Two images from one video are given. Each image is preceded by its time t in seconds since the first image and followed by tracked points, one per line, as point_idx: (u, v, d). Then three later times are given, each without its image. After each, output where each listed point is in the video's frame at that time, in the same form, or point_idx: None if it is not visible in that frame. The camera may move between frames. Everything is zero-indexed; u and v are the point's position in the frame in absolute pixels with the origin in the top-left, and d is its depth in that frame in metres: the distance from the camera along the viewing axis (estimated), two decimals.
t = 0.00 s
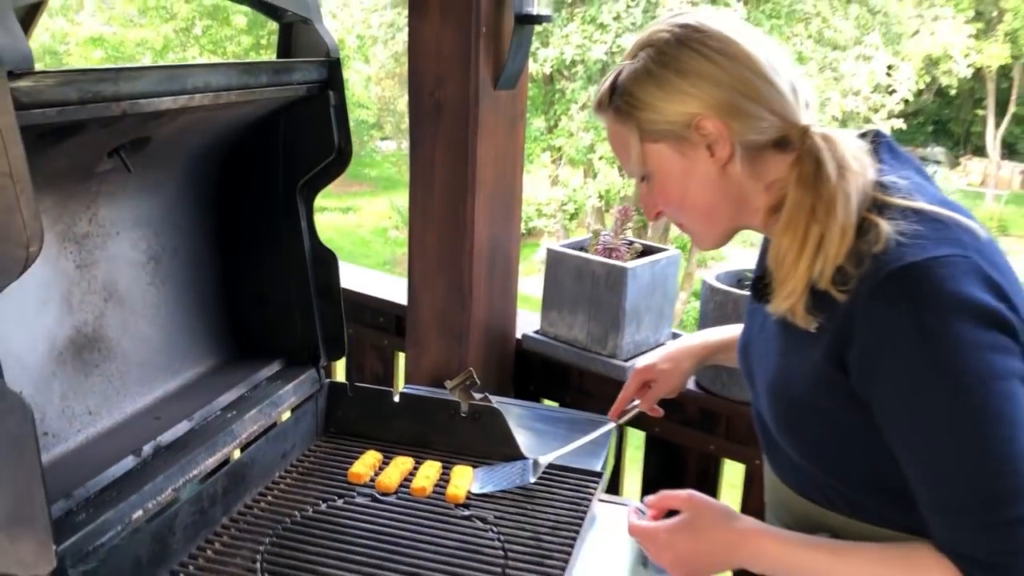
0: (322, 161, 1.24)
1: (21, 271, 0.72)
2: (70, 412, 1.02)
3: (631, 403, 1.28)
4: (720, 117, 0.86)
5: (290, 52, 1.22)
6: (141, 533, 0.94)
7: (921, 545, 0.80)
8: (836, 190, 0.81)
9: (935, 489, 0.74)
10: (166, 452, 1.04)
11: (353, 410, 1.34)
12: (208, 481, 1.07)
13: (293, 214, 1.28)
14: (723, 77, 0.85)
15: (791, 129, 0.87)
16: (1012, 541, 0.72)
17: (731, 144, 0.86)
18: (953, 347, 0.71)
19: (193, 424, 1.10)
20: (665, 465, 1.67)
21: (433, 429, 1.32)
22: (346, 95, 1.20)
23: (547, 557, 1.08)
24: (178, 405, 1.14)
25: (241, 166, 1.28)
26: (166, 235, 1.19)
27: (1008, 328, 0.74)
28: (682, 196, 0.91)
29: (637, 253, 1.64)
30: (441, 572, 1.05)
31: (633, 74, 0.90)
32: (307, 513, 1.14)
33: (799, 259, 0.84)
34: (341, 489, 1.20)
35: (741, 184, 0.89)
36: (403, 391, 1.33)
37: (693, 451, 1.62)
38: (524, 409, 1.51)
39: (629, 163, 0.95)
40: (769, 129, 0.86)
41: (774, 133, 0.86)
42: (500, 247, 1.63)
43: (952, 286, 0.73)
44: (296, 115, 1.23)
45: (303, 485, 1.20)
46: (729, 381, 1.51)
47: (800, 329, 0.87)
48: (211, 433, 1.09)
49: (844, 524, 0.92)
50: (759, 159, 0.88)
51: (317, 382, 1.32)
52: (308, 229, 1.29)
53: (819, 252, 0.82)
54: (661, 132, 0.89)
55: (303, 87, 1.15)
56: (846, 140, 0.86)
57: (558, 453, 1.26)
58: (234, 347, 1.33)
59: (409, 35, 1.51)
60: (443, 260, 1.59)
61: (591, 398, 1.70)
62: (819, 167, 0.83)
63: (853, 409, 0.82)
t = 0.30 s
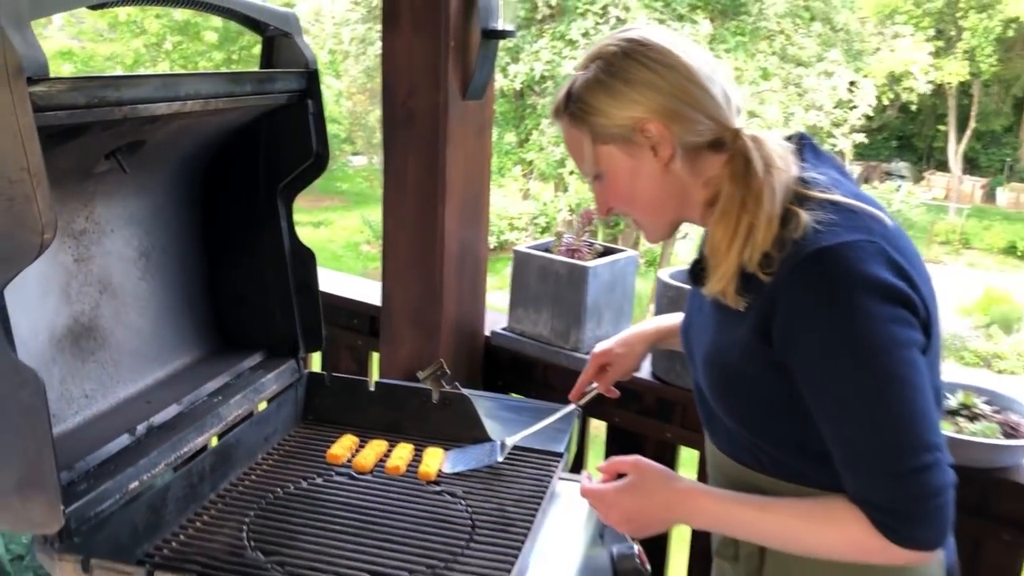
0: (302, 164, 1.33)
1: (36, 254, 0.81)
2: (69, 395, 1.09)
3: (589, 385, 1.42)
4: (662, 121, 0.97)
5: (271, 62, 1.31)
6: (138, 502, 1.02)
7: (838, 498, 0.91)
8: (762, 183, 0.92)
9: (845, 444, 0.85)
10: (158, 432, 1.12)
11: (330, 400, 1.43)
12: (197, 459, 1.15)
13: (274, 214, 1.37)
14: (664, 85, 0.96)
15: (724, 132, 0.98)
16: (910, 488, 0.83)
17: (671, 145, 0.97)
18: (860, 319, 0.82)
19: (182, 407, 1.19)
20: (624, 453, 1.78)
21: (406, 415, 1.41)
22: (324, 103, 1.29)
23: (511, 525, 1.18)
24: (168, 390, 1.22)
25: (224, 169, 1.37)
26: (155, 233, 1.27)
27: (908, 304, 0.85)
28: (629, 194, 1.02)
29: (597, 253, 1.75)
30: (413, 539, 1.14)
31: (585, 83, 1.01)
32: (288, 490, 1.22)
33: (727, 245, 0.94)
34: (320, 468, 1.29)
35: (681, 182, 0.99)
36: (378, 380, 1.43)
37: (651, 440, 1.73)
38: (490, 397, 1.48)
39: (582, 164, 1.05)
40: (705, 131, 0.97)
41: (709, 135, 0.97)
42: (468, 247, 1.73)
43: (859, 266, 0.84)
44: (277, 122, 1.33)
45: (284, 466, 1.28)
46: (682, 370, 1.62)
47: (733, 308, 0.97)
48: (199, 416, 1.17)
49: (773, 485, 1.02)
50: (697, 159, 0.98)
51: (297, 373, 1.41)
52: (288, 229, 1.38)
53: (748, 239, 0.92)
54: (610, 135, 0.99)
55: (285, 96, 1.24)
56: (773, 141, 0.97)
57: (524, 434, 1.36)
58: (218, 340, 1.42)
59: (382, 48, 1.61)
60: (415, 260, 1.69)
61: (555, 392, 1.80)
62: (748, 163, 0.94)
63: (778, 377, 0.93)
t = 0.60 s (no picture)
0: (281, 167, 1.40)
1: (42, 248, 0.87)
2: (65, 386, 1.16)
3: (559, 371, 1.51)
4: (615, 119, 1.05)
5: (250, 68, 1.39)
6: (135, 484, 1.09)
7: (781, 462, 0.98)
8: (707, 173, 1.01)
9: (784, 406, 0.93)
10: (151, 419, 1.18)
11: (313, 390, 1.51)
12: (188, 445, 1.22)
13: (255, 214, 1.44)
14: (616, 87, 1.05)
15: (672, 128, 1.06)
16: (845, 446, 0.91)
17: (624, 141, 1.05)
18: (794, 291, 0.91)
19: (172, 397, 1.25)
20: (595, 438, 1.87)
21: (385, 403, 1.49)
22: (302, 108, 1.36)
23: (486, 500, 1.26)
24: (158, 382, 1.29)
25: (208, 173, 1.44)
26: (144, 234, 1.34)
27: (838, 277, 0.94)
28: (588, 187, 1.10)
29: (565, 248, 1.84)
30: (395, 514, 1.22)
31: (545, 86, 1.09)
32: (275, 473, 1.30)
33: (676, 231, 1.03)
34: (305, 453, 1.37)
35: (635, 175, 1.08)
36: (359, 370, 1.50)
37: (619, 425, 1.82)
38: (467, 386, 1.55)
39: (545, 160, 1.14)
40: (655, 128, 1.06)
41: (659, 131, 1.06)
42: (442, 245, 1.80)
43: (793, 245, 0.94)
44: (258, 127, 1.40)
45: (270, 452, 1.36)
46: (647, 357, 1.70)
47: (683, 289, 1.06)
48: (189, 405, 1.24)
49: (722, 449, 1.12)
50: (648, 154, 1.07)
51: (280, 365, 1.48)
52: (269, 227, 1.45)
53: (695, 224, 1.01)
54: (569, 133, 1.08)
55: (265, 101, 1.31)
56: (717, 135, 1.06)
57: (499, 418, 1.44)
58: (204, 335, 1.49)
59: (355, 55, 1.69)
60: (390, 257, 1.76)
61: (527, 381, 1.89)
62: (694, 155, 1.03)
63: (724, 350, 1.02)
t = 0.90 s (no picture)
0: (269, 167, 1.45)
1: (50, 243, 0.92)
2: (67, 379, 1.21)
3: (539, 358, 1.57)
4: (588, 113, 1.12)
5: (239, 71, 1.44)
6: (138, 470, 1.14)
7: (753, 431, 1.03)
8: (676, 162, 1.07)
9: (753, 378, 0.99)
10: (152, 410, 1.23)
11: (306, 382, 1.56)
12: (188, 434, 1.27)
13: (246, 212, 1.49)
14: (589, 82, 1.11)
15: (643, 120, 1.12)
16: (811, 413, 0.96)
17: (597, 133, 1.12)
18: (759, 268, 0.97)
19: (171, 389, 1.30)
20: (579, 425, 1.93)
21: (375, 392, 1.55)
22: (289, 109, 1.41)
23: (474, 479, 1.32)
24: (156, 375, 1.34)
25: (199, 173, 1.49)
26: (139, 235, 1.39)
27: (801, 255, 1.00)
28: (565, 178, 1.17)
29: (545, 242, 1.90)
30: (387, 494, 1.27)
31: (521, 84, 1.16)
32: (272, 460, 1.35)
33: (648, 217, 1.09)
34: (300, 441, 1.42)
35: (608, 165, 1.14)
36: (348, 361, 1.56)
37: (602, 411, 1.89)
38: (456, 380, 1.64)
39: (524, 154, 1.20)
40: (626, 120, 1.12)
41: (630, 123, 1.12)
42: (426, 242, 1.86)
43: (758, 226, 1.00)
44: (247, 128, 1.45)
45: (265, 441, 1.41)
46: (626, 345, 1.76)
47: (656, 271, 1.12)
48: (187, 396, 1.29)
49: (696, 423, 1.18)
50: (621, 145, 1.13)
51: (272, 359, 1.53)
52: (260, 225, 1.50)
53: (666, 210, 1.07)
54: (545, 127, 1.14)
55: (254, 103, 1.36)
56: (685, 125, 1.12)
57: (485, 404, 1.50)
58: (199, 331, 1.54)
59: (339, 58, 1.74)
60: (376, 254, 1.82)
61: (511, 373, 1.95)
62: (664, 145, 1.09)
63: (697, 327, 1.09)
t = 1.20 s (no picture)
0: (260, 165, 1.48)
1: (52, 237, 0.94)
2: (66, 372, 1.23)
3: (527, 349, 1.60)
4: (576, 105, 1.15)
5: (229, 70, 1.46)
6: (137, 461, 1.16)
7: (739, 411, 1.07)
8: (661, 152, 1.11)
9: (739, 359, 1.02)
10: (149, 403, 1.26)
11: (299, 376, 1.59)
12: (185, 427, 1.30)
13: (238, 210, 1.51)
14: (576, 75, 1.15)
15: (629, 112, 1.16)
16: (794, 393, 1.00)
17: (585, 124, 1.15)
18: (743, 254, 1.01)
19: (168, 383, 1.33)
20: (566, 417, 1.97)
21: (368, 385, 1.57)
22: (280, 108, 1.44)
23: (467, 466, 1.35)
24: (152, 369, 1.36)
25: (191, 171, 1.51)
26: (132, 233, 1.41)
27: (783, 241, 1.04)
28: (553, 169, 1.20)
29: (532, 238, 1.94)
30: (382, 481, 1.31)
31: (510, 77, 1.19)
32: (267, 451, 1.38)
33: (634, 206, 1.13)
34: (295, 433, 1.45)
35: (596, 156, 1.18)
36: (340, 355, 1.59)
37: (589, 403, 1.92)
38: (446, 372, 1.67)
39: (513, 146, 1.23)
40: (612, 112, 1.16)
41: (616, 115, 1.16)
42: (414, 238, 1.89)
43: (741, 213, 1.03)
44: (238, 127, 1.48)
45: (260, 434, 1.44)
46: (613, 337, 1.80)
47: (644, 259, 1.16)
48: (183, 390, 1.32)
49: (683, 407, 1.22)
50: (607, 137, 1.17)
51: (265, 353, 1.56)
52: (252, 222, 1.53)
53: (652, 199, 1.11)
54: (534, 119, 1.17)
55: (245, 102, 1.39)
56: (670, 117, 1.16)
57: (475, 395, 1.54)
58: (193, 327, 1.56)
59: (326, 58, 1.76)
60: (365, 251, 1.85)
61: (500, 367, 1.99)
62: (649, 136, 1.13)
63: (684, 312, 1.12)
